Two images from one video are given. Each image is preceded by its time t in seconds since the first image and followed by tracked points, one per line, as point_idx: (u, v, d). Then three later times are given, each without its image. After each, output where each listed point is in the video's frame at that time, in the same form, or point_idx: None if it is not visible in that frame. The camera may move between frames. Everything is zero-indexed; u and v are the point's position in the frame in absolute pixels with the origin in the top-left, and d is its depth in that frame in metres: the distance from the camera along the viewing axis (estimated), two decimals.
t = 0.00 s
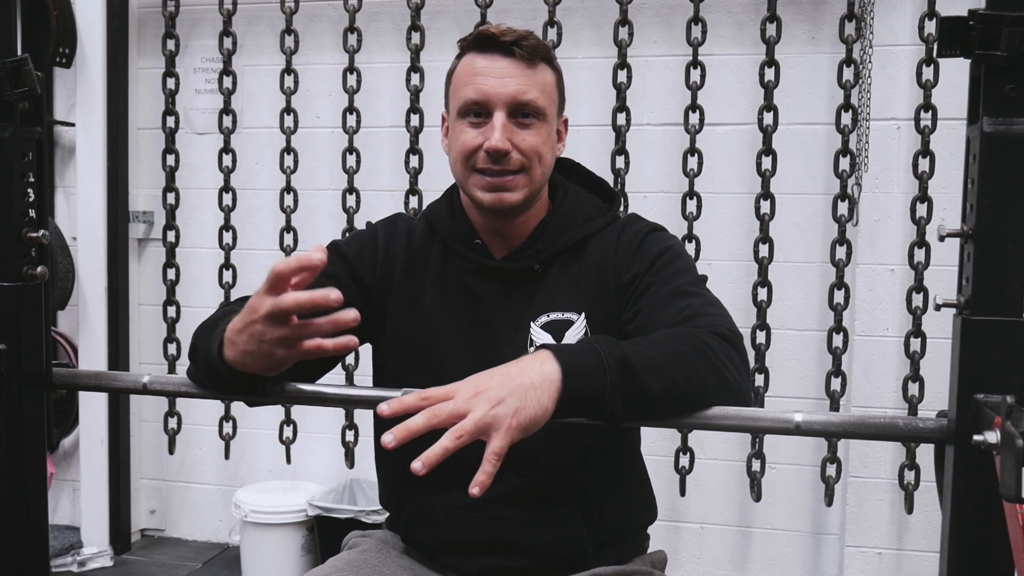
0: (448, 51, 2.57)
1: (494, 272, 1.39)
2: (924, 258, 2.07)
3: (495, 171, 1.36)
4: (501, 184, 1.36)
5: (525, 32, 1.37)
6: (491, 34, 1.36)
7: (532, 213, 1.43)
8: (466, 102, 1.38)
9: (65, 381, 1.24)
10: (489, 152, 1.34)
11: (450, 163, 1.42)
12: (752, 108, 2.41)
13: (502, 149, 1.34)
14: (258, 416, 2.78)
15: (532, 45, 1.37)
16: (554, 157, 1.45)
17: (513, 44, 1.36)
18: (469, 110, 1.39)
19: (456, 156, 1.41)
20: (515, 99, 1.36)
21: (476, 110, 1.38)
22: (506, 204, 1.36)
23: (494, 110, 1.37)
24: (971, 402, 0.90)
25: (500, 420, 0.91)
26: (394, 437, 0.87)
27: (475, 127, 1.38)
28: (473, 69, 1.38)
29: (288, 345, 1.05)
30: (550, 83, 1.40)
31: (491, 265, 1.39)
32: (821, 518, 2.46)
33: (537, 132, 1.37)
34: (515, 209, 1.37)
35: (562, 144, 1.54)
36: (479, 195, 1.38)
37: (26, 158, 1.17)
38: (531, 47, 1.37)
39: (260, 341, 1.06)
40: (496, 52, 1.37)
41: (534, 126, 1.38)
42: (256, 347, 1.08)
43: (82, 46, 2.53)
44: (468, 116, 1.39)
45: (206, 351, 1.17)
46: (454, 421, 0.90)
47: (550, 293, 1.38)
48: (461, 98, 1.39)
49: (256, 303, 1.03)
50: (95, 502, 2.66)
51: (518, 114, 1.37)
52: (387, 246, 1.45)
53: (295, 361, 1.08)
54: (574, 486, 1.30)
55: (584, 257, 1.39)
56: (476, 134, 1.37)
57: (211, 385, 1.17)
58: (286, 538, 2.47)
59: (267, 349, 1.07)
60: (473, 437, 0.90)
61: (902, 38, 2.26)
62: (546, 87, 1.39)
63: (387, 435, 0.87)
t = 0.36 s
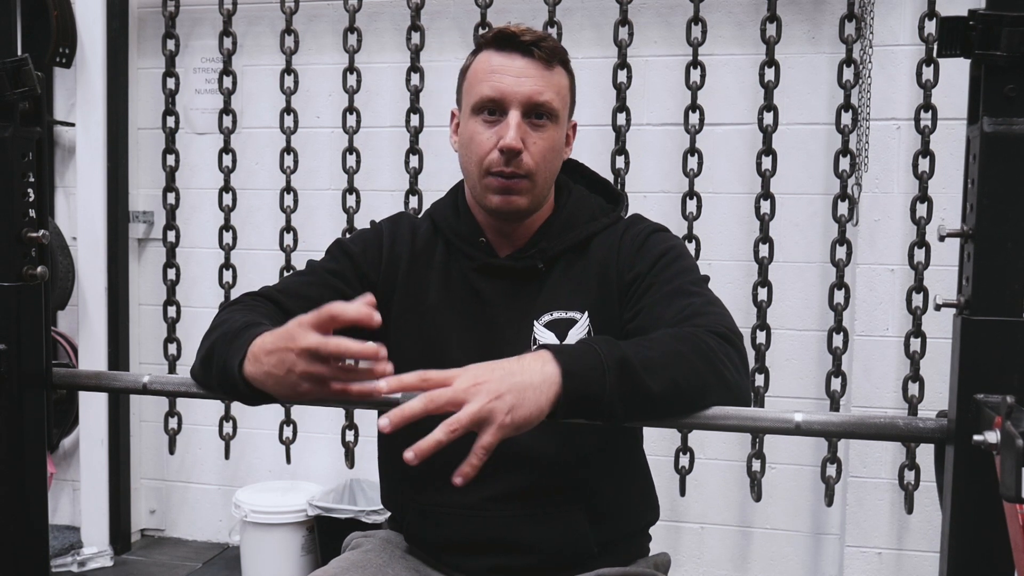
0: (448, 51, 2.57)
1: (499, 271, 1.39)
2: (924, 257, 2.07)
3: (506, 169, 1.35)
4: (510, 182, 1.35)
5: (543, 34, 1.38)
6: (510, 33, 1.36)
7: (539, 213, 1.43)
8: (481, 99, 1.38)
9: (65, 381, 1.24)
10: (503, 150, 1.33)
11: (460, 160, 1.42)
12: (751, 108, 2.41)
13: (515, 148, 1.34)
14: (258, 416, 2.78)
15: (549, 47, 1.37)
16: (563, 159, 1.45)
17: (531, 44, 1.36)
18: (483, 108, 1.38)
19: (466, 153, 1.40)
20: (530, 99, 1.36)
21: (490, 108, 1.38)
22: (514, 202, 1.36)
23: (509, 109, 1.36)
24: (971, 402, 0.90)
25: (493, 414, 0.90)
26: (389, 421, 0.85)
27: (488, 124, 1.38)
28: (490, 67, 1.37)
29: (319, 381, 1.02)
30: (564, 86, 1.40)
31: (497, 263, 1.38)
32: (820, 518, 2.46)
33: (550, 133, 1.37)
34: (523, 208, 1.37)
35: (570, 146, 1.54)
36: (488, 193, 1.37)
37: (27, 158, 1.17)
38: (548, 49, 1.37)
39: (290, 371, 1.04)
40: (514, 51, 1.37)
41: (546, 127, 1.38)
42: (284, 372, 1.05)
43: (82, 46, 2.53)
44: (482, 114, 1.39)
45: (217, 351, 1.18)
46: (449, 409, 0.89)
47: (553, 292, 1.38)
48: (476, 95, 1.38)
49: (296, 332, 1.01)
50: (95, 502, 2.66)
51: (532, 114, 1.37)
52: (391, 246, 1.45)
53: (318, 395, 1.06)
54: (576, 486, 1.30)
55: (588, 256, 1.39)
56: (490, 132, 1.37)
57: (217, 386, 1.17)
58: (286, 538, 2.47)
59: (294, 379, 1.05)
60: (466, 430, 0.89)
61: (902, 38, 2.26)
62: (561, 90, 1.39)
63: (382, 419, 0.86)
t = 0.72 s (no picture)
0: (448, 51, 2.57)
1: (493, 274, 1.40)
2: (924, 257, 2.07)
3: (506, 170, 1.35)
4: (509, 183, 1.35)
5: (550, 38, 1.36)
6: (517, 36, 1.34)
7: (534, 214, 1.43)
8: (483, 98, 1.37)
9: (65, 381, 1.24)
10: (504, 151, 1.33)
11: (457, 157, 1.41)
12: (752, 107, 2.41)
13: (517, 150, 1.33)
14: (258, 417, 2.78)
15: (555, 52, 1.36)
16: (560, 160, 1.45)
17: (537, 48, 1.35)
18: (485, 108, 1.37)
19: (464, 151, 1.40)
20: (533, 102, 1.36)
21: (492, 106, 1.37)
22: (512, 204, 1.36)
23: (512, 110, 1.36)
24: (971, 402, 0.90)
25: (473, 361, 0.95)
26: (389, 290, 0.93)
27: (489, 124, 1.37)
28: (494, 66, 1.36)
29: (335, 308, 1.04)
30: (565, 90, 1.40)
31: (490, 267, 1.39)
32: (821, 518, 2.46)
33: (550, 136, 1.37)
34: (519, 209, 1.38)
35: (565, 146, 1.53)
36: (486, 192, 1.37)
37: (27, 158, 1.17)
38: (554, 54, 1.36)
39: (307, 306, 1.05)
40: (519, 54, 1.36)
41: (546, 130, 1.38)
42: (302, 313, 1.06)
43: (82, 46, 2.53)
44: (483, 113, 1.38)
45: (210, 351, 1.16)
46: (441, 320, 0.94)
47: (548, 296, 1.38)
48: (478, 94, 1.37)
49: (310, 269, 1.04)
50: (95, 502, 2.66)
51: (533, 116, 1.37)
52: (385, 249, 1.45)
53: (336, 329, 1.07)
54: (575, 486, 1.30)
55: (583, 258, 1.39)
56: (491, 132, 1.36)
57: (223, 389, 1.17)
58: (286, 538, 2.47)
59: (311, 314, 1.05)
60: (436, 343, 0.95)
61: (903, 38, 2.26)
62: (563, 93, 1.39)
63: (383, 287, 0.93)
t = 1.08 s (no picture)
0: (448, 51, 2.57)
1: (489, 274, 1.39)
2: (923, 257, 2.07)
3: (511, 178, 1.35)
4: (513, 192, 1.35)
5: (551, 44, 1.36)
6: (519, 43, 1.34)
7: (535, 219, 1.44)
8: (486, 106, 1.36)
9: (65, 381, 1.24)
10: (509, 160, 1.33)
11: (459, 163, 1.41)
12: (752, 107, 2.41)
13: (521, 158, 1.33)
14: (258, 417, 2.78)
15: (557, 58, 1.36)
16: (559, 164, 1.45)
17: (540, 55, 1.35)
18: (487, 114, 1.37)
19: (466, 158, 1.39)
20: (536, 109, 1.35)
21: (494, 113, 1.37)
22: (515, 212, 1.36)
23: (514, 117, 1.36)
24: (970, 402, 0.90)
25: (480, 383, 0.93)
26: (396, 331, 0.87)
27: (492, 131, 1.36)
28: (495, 74, 1.36)
29: (308, 313, 1.04)
30: (565, 95, 1.40)
31: (486, 268, 1.39)
32: (821, 518, 2.46)
33: (553, 142, 1.37)
34: (523, 217, 1.38)
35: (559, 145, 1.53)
36: (490, 200, 1.37)
37: (26, 158, 1.17)
38: (556, 60, 1.36)
39: (277, 310, 1.05)
40: (521, 60, 1.35)
41: (548, 136, 1.38)
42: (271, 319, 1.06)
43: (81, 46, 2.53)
44: (485, 120, 1.37)
45: (205, 348, 1.17)
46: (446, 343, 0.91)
47: (545, 295, 1.38)
48: (480, 101, 1.37)
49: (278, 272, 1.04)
50: (95, 502, 2.66)
51: (536, 123, 1.37)
52: (381, 250, 1.44)
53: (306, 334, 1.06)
54: (573, 485, 1.30)
55: (580, 257, 1.39)
56: (495, 140, 1.36)
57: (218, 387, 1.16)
58: (286, 538, 2.47)
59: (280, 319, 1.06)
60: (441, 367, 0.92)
61: (903, 38, 2.26)
62: (564, 98, 1.39)
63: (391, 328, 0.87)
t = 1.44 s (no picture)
0: (448, 51, 2.57)
1: (491, 275, 1.39)
2: (924, 257, 2.07)
3: (517, 177, 1.35)
4: (519, 190, 1.35)
5: (557, 43, 1.36)
6: (525, 42, 1.34)
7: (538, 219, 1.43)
8: (491, 105, 1.36)
9: (65, 380, 1.24)
10: (515, 159, 1.33)
11: (464, 163, 1.40)
12: (752, 107, 2.41)
13: (528, 157, 1.33)
14: (258, 417, 2.78)
15: (562, 58, 1.36)
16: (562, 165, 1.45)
17: (545, 54, 1.35)
18: (493, 113, 1.37)
19: (472, 157, 1.39)
20: (541, 108, 1.35)
21: (499, 112, 1.37)
22: (520, 210, 1.35)
23: (520, 116, 1.36)
24: (970, 402, 0.90)
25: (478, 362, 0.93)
26: (403, 286, 0.85)
27: (498, 130, 1.36)
28: (500, 73, 1.36)
29: (297, 310, 1.04)
30: (570, 94, 1.40)
31: (488, 269, 1.39)
32: (821, 518, 2.46)
33: (558, 141, 1.37)
34: (527, 215, 1.37)
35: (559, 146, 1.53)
36: (496, 199, 1.36)
37: (26, 158, 1.17)
38: (561, 60, 1.36)
39: (267, 307, 1.05)
40: (527, 59, 1.35)
41: (553, 135, 1.38)
42: (263, 316, 1.07)
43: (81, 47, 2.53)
44: (491, 119, 1.37)
45: (204, 344, 1.17)
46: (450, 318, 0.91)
47: (546, 296, 1.38)
48: (485, 100, 1.37)
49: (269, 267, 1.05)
50: (95, 502, 2.66)
51: (542, 122, 1.36)
52: (382, 250, 1.45)
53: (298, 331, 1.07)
54: (575, 486, 1.30)
55: (582, 257, 1.39)
56: (501, 139, 1.36)
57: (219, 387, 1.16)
58: (286, 538, 2.47)
59: (271, 317, 1.06)
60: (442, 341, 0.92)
61: (903, 38, 2.26)
62: (568, 97, 1.39)
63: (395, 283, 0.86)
